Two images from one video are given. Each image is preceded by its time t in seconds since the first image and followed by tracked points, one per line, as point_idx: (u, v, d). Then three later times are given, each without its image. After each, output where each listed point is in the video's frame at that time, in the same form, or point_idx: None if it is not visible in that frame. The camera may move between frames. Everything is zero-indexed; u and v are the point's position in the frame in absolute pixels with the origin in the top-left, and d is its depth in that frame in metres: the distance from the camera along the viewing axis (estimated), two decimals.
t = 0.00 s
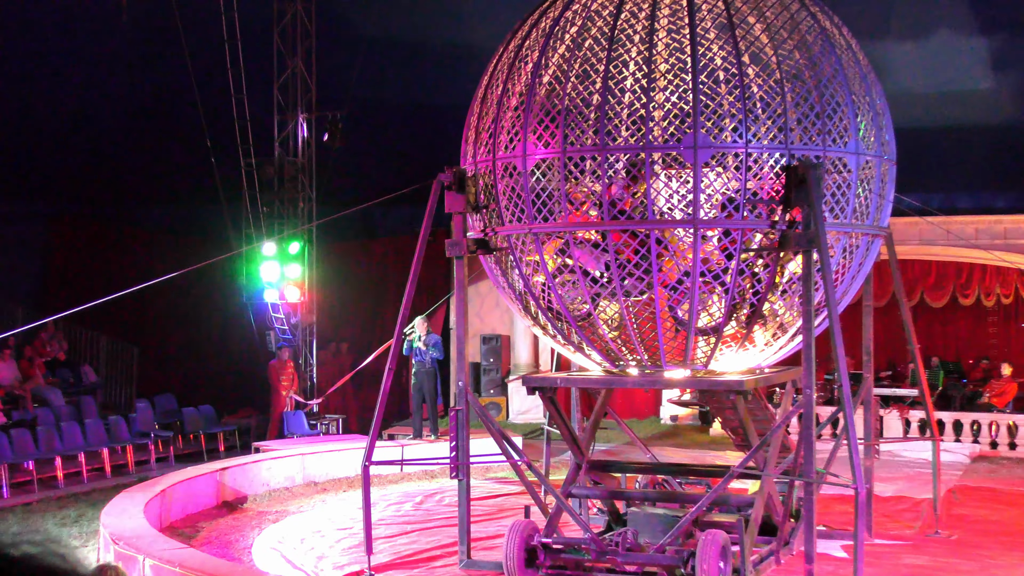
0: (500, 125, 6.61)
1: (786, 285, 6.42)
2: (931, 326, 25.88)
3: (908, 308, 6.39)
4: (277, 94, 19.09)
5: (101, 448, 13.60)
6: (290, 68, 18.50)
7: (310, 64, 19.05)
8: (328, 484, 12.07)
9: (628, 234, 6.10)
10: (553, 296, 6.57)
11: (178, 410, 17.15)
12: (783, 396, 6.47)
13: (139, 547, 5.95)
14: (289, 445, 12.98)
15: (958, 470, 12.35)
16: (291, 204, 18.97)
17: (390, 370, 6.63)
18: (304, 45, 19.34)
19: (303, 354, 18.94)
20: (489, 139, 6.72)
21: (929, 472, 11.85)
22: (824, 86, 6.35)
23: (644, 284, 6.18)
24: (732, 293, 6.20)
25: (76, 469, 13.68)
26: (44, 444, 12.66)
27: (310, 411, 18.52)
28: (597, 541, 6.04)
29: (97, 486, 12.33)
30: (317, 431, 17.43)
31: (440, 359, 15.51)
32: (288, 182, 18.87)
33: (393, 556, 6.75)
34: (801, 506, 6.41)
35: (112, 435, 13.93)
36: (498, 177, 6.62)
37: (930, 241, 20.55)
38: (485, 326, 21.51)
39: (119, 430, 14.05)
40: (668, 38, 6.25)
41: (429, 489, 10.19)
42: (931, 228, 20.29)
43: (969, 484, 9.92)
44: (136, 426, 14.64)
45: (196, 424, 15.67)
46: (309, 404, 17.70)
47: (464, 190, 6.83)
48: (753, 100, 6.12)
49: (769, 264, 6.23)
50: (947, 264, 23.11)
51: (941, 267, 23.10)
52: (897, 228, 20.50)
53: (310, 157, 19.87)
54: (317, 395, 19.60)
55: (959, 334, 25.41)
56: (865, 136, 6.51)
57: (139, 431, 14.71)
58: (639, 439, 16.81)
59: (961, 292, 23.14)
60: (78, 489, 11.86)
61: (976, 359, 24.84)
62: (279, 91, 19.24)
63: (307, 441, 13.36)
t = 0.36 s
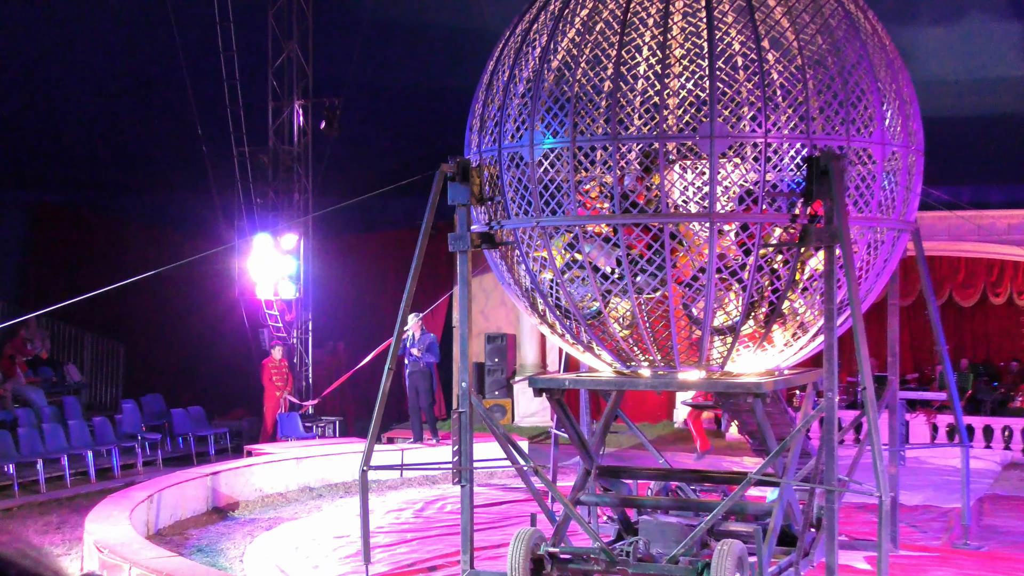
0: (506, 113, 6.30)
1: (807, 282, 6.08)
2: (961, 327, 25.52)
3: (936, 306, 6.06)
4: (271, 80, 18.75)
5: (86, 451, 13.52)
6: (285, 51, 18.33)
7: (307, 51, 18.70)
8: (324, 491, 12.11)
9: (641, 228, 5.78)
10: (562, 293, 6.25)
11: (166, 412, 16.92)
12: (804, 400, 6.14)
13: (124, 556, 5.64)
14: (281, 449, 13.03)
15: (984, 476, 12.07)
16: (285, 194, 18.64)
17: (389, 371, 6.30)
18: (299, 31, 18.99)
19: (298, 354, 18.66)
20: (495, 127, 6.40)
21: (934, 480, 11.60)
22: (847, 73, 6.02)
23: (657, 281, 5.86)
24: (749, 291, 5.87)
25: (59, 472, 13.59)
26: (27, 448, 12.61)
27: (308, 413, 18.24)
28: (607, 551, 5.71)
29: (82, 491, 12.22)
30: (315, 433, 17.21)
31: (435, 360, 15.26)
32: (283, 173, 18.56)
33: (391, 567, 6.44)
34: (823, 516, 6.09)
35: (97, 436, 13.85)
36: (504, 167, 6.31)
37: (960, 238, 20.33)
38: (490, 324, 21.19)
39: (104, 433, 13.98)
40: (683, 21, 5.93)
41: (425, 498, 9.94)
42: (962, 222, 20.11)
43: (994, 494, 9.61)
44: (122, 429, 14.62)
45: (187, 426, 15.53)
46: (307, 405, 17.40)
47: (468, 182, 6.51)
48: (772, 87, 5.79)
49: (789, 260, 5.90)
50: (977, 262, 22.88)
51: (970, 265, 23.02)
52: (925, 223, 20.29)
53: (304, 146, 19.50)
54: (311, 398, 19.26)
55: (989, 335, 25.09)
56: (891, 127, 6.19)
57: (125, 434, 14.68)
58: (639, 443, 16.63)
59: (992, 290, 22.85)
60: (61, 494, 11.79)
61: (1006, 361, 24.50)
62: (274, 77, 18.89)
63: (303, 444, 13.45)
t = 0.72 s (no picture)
0: (509, 101, 5.99)
1: (825, 279, 5.76)
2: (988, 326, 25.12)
3: (961, 305, 5.75)
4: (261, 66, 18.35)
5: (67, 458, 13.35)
6: (276, 36, 17.87)
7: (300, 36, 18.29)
8: (316, 498, 12.07)
9: (650, 222, 5.47)
10: (567, 290, 5.94)
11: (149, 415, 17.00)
12: (822, 402, 5.84)
13: (102, 565, 5.37)
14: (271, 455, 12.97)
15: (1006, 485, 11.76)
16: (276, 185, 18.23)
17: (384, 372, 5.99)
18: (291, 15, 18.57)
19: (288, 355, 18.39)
20: (497, 116, 6.09)
21: (945, 489, 11.32)
22: (869, 58, 5.70)
23: (667, 276, 5.55)
24: (765, 288, 5.55)
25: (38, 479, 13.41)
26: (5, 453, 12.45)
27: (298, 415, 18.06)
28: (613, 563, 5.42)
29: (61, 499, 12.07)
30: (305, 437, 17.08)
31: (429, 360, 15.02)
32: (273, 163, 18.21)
33: None
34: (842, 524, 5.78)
35: (78, 441, 13.71)
36: (506, 157, 6.00)
37: (987, 231, 19.68)
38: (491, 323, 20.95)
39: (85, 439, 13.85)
40: (696, 3, 5.61)
41: (419, 510, 9.70)
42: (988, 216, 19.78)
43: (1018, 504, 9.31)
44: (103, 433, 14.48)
45: (170, 431, 15.56)
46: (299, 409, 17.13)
47: (469, 173, 6.20)
48: (790, 73, 5.47)
49: (806, 256, 5.58)
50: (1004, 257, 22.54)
51: (998, 259, 22.58)
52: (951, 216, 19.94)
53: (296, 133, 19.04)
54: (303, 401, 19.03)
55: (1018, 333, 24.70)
56: (914, 115, 5.87)
57: (107, 438, 14.53)
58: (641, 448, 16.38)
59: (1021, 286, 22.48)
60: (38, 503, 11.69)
61: None
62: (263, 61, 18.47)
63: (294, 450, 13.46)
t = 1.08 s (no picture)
0: (513, 87, 5.71)
1: (846, 274, 5.48)
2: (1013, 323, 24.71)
3: (989, 301, 5.46)
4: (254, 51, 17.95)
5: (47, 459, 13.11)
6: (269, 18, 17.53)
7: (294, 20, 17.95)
8: (311, 503, 11.91)
9: (661, 214, 5.19)
10: (575, 286, 5.66)
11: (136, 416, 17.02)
12: (842, 403, 5.56)
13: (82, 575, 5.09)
14: (263, 459, 12.73)
15: None
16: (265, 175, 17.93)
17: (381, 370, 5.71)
18: None
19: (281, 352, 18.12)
20: (500, 103, 5.82)
21: (968, 497, 10.96)
22: (892, 40, 5.40)
23: (680, 271, 5.27)
24: (782, 283, 5.28)
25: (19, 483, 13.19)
26: None
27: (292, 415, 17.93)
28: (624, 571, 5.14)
29: (41, 504, 11.86)
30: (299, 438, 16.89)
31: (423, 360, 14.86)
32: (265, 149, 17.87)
33: None
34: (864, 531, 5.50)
35: (59, 445, 13.54)
36: (511, 145, 5.72)
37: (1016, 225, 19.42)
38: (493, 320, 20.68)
39: (67, 440, 13.64)
40: None
41: (419, 517, 9.44)
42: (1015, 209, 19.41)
43: None
44: (86, 434, 14.29)
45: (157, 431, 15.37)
46: (293, 408, 16.90)
47: (471, 162, 5.93)
48: (809, 57, 5.19)
49: (826, 249, 5.29)
50: None
51: None
52: (977, 209, 19.58)
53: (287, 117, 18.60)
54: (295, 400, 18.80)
55: None
56: (939, 100, 5.58)
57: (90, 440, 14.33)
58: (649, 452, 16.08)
59: None
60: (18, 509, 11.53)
61: None
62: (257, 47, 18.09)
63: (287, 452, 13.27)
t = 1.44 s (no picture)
0: (516, 72, 5.46)
1: (866, 268, 5.21)
2: None
3: (1016, 297, 5.19)
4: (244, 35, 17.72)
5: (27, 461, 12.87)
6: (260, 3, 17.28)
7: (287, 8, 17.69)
8: (303, 508, 11.74)
9: (672, 205, 4.93)
10: (581, 281, 5.40)
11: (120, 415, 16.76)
12: (862, 403, 5.30)
13: None
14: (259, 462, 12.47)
15: None
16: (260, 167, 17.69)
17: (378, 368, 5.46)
18: None
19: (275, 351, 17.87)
20: (503, 89, 5.56)
21: (988, 503, 10.60)
22: (915, 22, 5.13)
23: (691, 265, 5.00)
24: (799, 278, 5.02)
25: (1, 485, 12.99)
26: None
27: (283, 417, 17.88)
28: None
29: (22, 509, 11.63)
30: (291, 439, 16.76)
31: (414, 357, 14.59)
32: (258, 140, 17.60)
33: None
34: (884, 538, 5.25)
35: (42, 446, 13.24)
36: (514, 133, 5.47)
37: None
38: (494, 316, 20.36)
39: (49, 441, 13.38)
40: None
41: (418, 523, 9.18)
42: None
43: None
44: (70, 436, 14.01)
45: (143, 432, 15.21)
46: (288, 409, 16.67)
47: (472, 150, 5.67)
48: (828, 38, 4.92)
49: (845, 242, 5.03)
50: None
51: None
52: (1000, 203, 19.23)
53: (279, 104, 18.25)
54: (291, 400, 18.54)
55: None
56: (964, 86, 5.31)
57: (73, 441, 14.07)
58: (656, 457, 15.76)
59: None
60: None
61: None
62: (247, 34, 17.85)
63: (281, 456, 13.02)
